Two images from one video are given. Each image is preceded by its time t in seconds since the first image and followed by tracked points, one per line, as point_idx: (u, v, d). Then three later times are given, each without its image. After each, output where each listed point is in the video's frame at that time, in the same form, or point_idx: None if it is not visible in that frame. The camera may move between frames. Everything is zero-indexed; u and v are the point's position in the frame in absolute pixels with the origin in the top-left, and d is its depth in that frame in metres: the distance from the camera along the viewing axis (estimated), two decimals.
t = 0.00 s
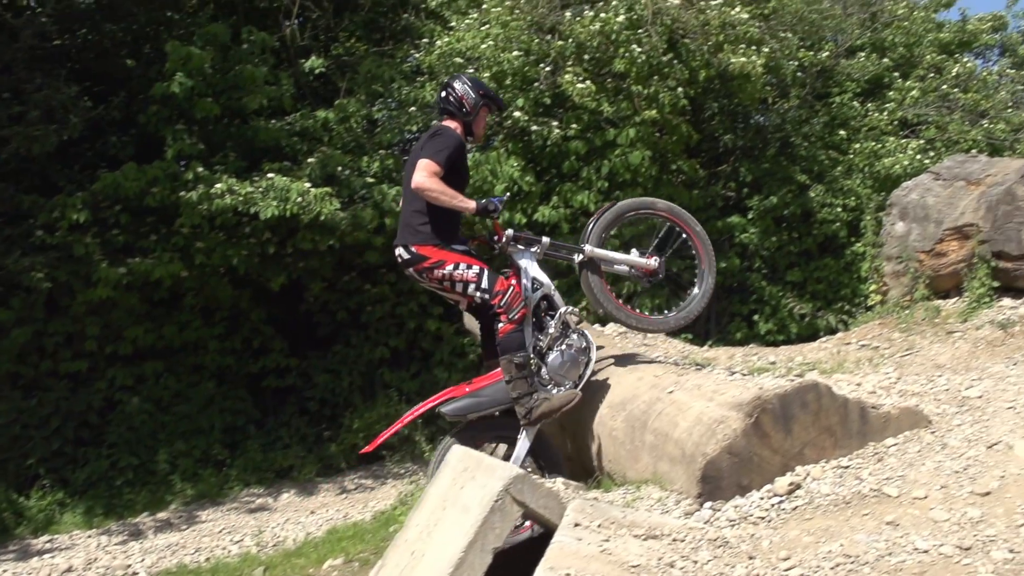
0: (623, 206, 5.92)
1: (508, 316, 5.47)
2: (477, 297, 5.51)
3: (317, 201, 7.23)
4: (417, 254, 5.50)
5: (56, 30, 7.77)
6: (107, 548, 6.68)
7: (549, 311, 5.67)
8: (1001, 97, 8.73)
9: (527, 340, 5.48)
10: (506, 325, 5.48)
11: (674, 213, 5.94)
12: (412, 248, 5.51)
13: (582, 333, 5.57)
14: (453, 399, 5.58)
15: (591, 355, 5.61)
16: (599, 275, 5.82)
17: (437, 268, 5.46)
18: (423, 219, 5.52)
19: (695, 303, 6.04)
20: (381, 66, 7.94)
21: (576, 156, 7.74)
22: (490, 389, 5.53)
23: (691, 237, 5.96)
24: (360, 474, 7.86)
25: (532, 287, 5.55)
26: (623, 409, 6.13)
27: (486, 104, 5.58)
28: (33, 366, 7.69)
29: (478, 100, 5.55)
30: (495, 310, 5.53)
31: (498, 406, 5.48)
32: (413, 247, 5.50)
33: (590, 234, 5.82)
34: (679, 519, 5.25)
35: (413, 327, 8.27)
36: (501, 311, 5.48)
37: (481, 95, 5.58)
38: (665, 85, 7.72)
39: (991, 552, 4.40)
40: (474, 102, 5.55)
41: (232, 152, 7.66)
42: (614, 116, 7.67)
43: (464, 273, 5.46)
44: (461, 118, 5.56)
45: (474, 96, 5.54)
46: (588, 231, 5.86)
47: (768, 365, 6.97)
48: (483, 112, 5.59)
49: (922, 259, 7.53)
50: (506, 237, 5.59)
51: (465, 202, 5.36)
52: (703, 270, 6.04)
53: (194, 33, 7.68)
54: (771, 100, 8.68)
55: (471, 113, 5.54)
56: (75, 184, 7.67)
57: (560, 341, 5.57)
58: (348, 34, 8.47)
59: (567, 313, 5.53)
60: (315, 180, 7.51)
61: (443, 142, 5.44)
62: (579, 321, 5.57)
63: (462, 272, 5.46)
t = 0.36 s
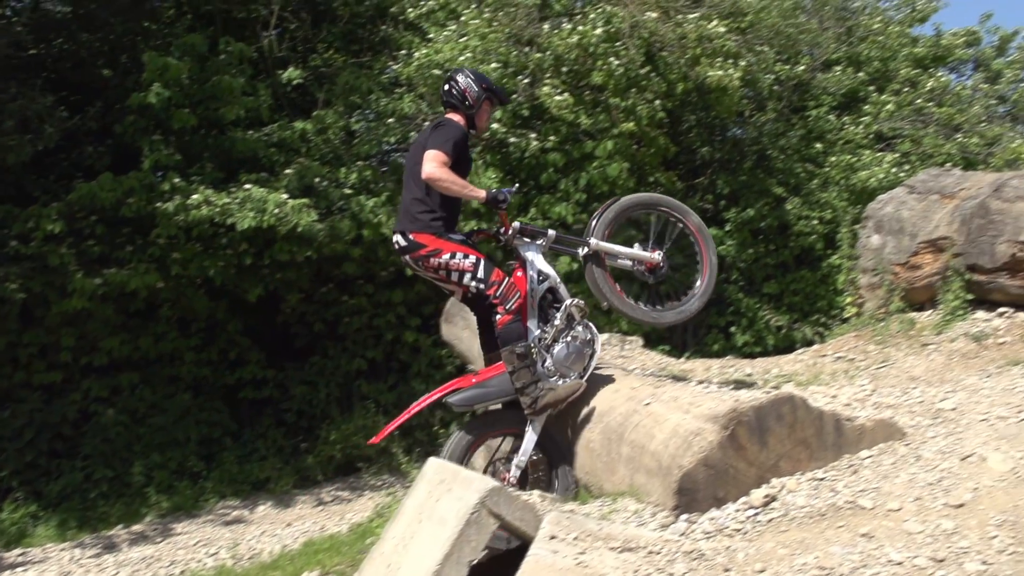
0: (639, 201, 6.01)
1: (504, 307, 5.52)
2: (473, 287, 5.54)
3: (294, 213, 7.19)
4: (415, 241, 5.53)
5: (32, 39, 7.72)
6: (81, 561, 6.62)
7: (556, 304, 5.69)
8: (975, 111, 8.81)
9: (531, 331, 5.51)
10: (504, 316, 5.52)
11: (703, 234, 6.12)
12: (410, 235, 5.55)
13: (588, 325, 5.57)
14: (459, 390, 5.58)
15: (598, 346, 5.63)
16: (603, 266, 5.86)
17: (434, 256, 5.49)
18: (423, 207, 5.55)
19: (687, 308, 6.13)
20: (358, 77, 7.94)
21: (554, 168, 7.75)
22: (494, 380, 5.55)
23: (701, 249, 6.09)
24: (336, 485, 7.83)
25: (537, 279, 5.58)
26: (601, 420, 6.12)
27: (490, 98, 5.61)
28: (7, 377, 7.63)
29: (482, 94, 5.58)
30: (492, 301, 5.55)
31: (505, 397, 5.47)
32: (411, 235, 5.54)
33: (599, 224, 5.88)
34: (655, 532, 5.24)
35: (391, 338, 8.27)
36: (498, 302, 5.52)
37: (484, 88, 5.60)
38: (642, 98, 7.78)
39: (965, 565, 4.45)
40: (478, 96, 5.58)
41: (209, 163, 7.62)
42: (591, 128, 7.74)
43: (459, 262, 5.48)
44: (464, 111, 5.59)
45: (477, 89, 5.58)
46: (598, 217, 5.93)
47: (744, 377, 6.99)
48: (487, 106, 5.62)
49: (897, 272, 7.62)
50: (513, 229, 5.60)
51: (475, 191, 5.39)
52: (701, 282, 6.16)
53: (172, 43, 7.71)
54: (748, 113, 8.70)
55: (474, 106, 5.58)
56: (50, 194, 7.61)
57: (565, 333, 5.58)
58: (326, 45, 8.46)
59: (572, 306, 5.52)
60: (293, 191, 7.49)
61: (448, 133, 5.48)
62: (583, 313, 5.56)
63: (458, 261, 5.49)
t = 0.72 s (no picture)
0: (653, 203, 6.04)
1: (504, 299, 5.47)
2: (472, 280, 5.50)
3: (272, 222, 7.17)
4: (414, 233, 5.51)
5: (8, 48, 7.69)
6: (56, 573, 6.57)
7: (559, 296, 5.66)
8: (950, 122, 8.88)
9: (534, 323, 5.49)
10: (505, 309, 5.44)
11: (711, 263, 6.19)
12: (410, 227, 5.52)
13: (589, 319, 5.56)
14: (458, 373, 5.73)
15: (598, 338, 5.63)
16: (606, 261, 5.87)
17: (433, 248, 5.47)
18: (424, 199, 5.53)
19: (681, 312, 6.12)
20: (337, 87, 7.93)
21: (533, 179, 7.75)
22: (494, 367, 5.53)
23: (706, 261, 6.13)
24: (314, 496, 7.79)
25: (541, 272, 5.56)
26: (578, 432, 6.10)
27: (492, 96, 5.62)
28: None
29: (485, 91, 5.58)
30: (491, 294, 5.51)
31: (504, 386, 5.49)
32: (411, 226, 5.52)
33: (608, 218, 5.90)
34: (632, 543, 5.22)
35: (369, 348, 8.26)
36: (498, 294, 5.46)
37: (487, 86, 5.62)
38: (620, 108, 7.77)
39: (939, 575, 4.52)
40: (481, 92, 5.59)
41: (187, 172, 7.59)
42: (570, 138, 7.71)
43: (458, 255, 5.45)
44: (467, 108, 5.60)
45: (480, 86, 5.58)
46: (607, 211, 5.95)
47: (722, 387, 7.01)
48: (489, 103, 5.63)
49: (873, 282, 7.66)
50: (519, 220, 5.58)
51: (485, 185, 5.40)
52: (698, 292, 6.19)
53: (149, 52, 7.71)
54: (725, 124, 8.78)
55: (477, 103, 5.58)
56: (26, 203, 7.55)
57: (566, 326, 5.57)
58: (305, 55, 8.48)
59: (575, 298, 5.52)
60: (271, 201, 7.46)
61: (455, 128, 5.48)
62: (586, 307, 5.56)
63: (457, 254, 5.46)
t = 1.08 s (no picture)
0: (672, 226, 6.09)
1: (511, 288, 5.35)
2: (477, 273, 5.41)
3: (252, 231, 7.14)
4: (417, 232, 5.37)
5: None
6: None
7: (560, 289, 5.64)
8: (929, 133, 8.95)
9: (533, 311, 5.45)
10: (508, 294, 5.33)
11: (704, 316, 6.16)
12: (412, 225, 5.38)
13: (586, 317, 5.53)
14: (446, 341, 5.48)
15: (590, 339, 5.59)
16: (614, 266, 5.87)
17: (437, 246, 5.34)
18: (427, 198, 5.40)
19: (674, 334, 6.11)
20: (318, 95, 7.92)
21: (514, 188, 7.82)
22: (485, 344, 5.45)
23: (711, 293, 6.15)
24: (295, 505, 7.76)
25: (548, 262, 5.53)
26: (559, 441, 6.05)
27: (497, 97, 5.52)
28: None
29: (490, 92, 5.48)
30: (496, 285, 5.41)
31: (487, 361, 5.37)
32: (413, 225, 5.38)
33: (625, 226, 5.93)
34: (613, 553, 5.18)
35: (350, 357, 8.24)
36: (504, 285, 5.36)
37: (491, 87, 5.50)
38: (602, 118, 7.78)
39: None
40: (486, 93, 5.48)
41: (167, 181, 7.57)
42: (551, 148, 7.78)
43: (463, 250, 5.35)
44: (473, 109, 5.48)
45: (485, 88, 5.47)
46: (626, 219, 5.98)
47: (702, 396, 7.03)
48: (495, 104, 5.52)
49: (853, 292, 7.69)
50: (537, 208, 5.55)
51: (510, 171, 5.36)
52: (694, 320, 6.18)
53: (129, 60, 7.68)
54: (707, 134, 8.65)
55: (483, 104, 5.47)
56: (4, 212, 7.49)
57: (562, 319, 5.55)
58: (286, 63, 8.48)
59: (576, 293, 5.51)
60: (252, 210, 7.44)
61: (464, 128, 5.36)
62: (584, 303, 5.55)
63: (462, 249, 5.36)
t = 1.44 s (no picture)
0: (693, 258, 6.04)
1: (519, 267, 5.40)
2: (483, 260, 5.44)
3: (235, 237, 7.12)
4: (420, 229, 5.39)
5: None
6: None
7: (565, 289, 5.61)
8: (911, 141, 9.01)
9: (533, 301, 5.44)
10: (513, 273, 5.38)
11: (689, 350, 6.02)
12: (414, 224, 5.40)
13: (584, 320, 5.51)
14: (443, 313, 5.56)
15: (586, 343, 5.54)
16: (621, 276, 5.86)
17: (442, 240, 5.37)
18: (429, 197, 5.42)
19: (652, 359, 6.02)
20: (302, 101, 7.91)
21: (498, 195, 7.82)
22: (481, 322, 5.45)
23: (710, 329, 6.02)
24: (278, 512, 7.74)
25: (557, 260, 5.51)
26: (542, 447, 6.06)
27: (506, 99, 5.54)
28: None
29: (499, 94, 5.50)
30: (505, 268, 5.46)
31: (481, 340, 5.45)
32: (415, 223, 5.39)
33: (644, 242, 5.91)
34: (594, 560, 5.17)
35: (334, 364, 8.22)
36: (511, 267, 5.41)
37: (499, 89, 5.54)
38: (586, 125, 7.79)
39: None
40: (494, 95, 5.51)
41: (150, 187, 7.55)
42: (535, 155, 7.65)
43: (468, 240, 5.38)
44: (481, 112, 5.52)
45: (493, 89, 5.50)
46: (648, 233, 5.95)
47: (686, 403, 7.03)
48: (503, 106, 5.55)
49: (836, 299, 7.73)
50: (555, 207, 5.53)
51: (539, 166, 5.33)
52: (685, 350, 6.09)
53: (112, 66, 7.67)
54: (690, 142, 8.83)
55: (490, 106, 5.49)
56: None
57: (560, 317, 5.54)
58: (270, 69, 8.47)
59: (579, 295, 5.48)
60: (235, 216, 7.42)
61: (471, 130, 5.38)
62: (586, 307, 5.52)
63: (466, 239, 5.38)
